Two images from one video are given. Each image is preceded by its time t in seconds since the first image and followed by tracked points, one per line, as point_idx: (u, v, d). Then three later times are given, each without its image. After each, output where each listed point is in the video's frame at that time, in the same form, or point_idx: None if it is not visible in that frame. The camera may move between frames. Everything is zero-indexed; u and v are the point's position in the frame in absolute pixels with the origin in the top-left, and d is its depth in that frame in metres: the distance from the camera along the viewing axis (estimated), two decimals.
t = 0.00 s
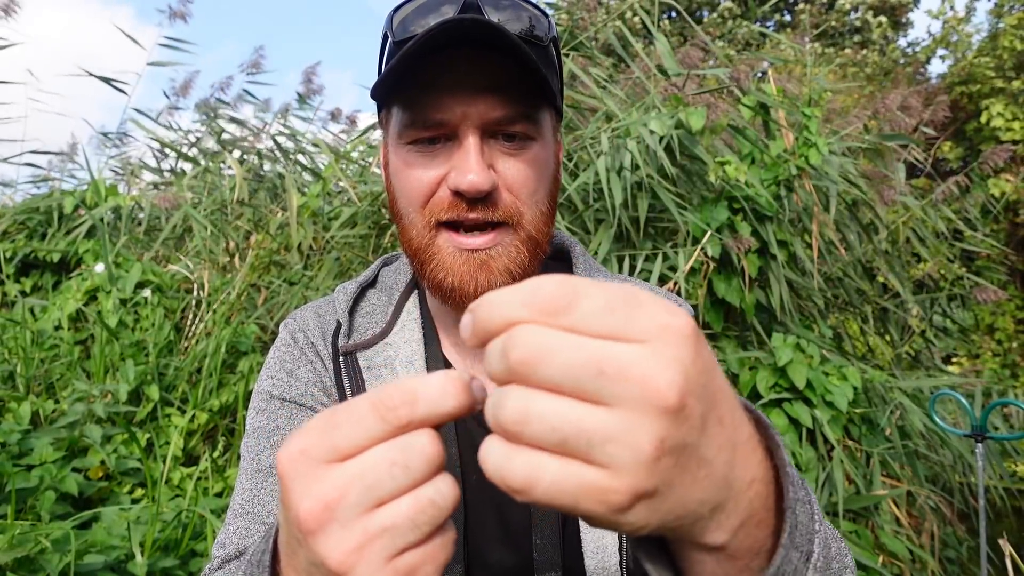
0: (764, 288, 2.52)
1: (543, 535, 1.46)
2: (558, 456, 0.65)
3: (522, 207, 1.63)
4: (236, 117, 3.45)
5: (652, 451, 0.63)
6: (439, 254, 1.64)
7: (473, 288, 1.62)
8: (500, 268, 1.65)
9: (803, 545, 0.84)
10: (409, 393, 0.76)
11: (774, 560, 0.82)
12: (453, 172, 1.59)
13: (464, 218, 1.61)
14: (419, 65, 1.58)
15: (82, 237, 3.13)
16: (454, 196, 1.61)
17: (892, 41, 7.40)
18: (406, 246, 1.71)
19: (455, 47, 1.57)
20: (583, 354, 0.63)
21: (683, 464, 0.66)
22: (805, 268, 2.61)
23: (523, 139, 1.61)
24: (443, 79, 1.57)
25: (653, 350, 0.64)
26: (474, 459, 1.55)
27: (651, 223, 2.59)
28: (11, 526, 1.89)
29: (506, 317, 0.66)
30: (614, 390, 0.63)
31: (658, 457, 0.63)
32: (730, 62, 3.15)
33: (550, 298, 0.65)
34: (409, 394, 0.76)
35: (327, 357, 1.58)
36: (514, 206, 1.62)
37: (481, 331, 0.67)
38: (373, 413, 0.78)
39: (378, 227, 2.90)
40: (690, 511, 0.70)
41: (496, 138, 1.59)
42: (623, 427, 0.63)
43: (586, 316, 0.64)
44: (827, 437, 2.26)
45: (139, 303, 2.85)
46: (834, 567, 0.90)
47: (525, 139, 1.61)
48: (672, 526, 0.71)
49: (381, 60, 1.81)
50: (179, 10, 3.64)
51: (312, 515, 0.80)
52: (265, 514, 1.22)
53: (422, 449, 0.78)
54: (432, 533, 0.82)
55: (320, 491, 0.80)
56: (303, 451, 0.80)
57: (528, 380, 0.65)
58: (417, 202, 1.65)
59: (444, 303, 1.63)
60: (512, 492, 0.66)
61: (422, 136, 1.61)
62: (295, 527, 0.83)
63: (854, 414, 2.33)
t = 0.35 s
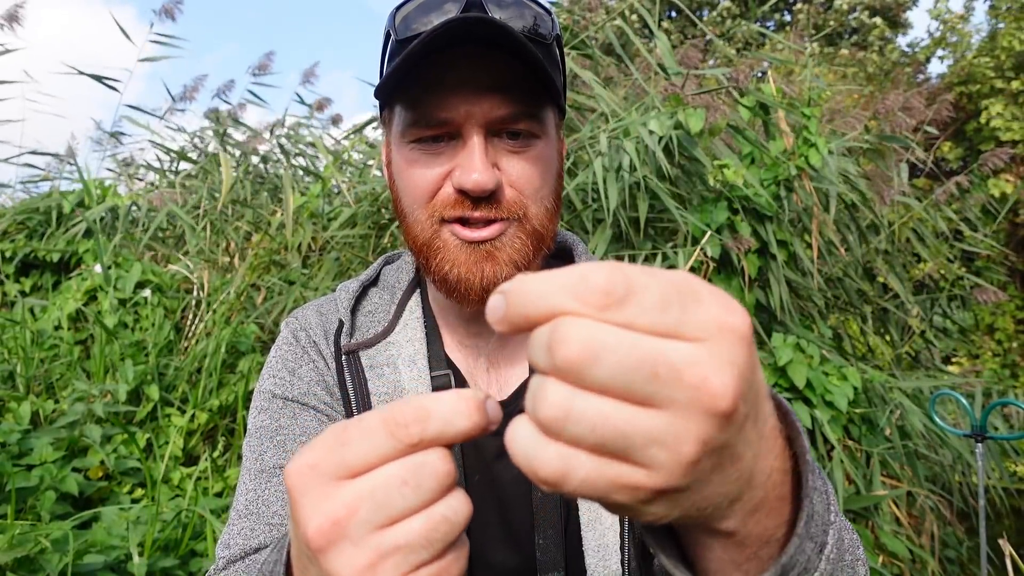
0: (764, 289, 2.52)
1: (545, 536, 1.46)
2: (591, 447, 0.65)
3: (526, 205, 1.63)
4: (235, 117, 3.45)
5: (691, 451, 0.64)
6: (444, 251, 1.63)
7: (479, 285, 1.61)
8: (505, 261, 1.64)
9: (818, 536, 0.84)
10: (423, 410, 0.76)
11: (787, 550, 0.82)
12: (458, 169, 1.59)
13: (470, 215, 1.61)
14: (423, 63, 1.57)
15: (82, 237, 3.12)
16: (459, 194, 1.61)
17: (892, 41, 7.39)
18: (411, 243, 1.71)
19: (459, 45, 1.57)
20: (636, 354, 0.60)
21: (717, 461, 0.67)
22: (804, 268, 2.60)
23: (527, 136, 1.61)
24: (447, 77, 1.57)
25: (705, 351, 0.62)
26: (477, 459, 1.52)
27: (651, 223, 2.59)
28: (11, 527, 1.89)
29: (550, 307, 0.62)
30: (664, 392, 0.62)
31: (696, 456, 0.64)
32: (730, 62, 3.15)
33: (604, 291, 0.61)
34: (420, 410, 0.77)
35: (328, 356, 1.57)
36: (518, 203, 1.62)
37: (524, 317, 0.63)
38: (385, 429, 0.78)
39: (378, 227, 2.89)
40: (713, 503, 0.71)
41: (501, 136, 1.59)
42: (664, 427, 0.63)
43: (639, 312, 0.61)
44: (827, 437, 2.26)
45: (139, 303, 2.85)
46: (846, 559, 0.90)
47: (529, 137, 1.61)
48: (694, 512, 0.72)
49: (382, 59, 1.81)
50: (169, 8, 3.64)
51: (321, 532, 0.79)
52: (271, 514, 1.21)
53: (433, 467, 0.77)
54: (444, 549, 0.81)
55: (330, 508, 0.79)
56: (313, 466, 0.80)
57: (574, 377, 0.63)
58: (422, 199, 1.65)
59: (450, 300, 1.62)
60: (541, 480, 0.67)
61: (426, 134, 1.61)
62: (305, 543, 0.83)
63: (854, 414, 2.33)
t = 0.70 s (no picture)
0: (764, 289, 2.52)
1: (547, 537, 1.46)
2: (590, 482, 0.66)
3: (525, 204, 1.63)
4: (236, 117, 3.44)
5: (687, 495, 0.64)
6: (444, 251, 1.63)
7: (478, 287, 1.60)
8: (505, 274, 1.64)
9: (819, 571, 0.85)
10: (425, 422, 0.75)
11: None
12: (457, 168, 1.59)
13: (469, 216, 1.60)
14: (421, 61, 1.57)
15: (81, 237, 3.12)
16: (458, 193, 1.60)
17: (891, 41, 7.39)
18: (410, 243, 1.70)
19: (457, 42, 1.56)
20: (635, 394, 0.61)
21: (714, 506, 0.67)
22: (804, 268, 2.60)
23: (526, 134, 1.61)
24: (445, 74, 1.57)
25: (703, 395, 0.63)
26: (477, 461, 1.53)
27: (651, 224, 2.59)
28: (11, 526, 1.89)
29: (555, 334, 0.63)
30: (663, 435, 0.62)
31: (693, 499, 0.64)
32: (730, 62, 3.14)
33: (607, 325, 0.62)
34: (422, 422, 0.75)
35: (329, 358, 1.57)
36: (518, 202, 1.63)
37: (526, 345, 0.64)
38: (389, 446, 0.76)
39: (377, 227, 2.88)
40: (717, 544, 0.71)
41: (500, 133, 1.60)
42: (661, 469, 0.64)
43: (639, 351, 0.62)
44: (827, 437, 2.26)
45: (139, 303, 2.85)
46: None
47: (528, 134, 1.62)
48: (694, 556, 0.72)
49: (381, 58, 1.81)
50: (191, 17, 3.63)
51: (330, 550, 0.78)
52: (273, 518, 1.21)
53: (437, 479, 0.76)
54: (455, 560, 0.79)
55: (337, 526, 0.78)
56: (318, 485, 0.78)
57: (576, 411, 0.63)
58: (422, 200, 1.65)
59: (448, 303, 1.61)
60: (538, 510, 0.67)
61: (425, 133, 1.60)
62: (313, 559, 0.81)
63: (854, 414, 2.32)
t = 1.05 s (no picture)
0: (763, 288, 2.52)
1: (543, 530, 1.43)
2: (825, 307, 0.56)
3: (518, 193, 1.63)
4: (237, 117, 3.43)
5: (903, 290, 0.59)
6: (440, 245, 1.63)
7: (475, 279, 1.59)
8: (496, 253, 1.62)
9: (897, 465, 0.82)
10: (459, 446, 0.80)
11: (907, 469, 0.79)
12: (447, 161, 1.59)
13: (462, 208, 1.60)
14: (407, 58, 1.59)
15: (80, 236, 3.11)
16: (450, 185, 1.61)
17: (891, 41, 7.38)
18: (405, 237, 1.70)
19: (442, 38, 1.58)
20: (855, 185, 0.55)
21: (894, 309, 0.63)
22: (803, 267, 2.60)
23: (514, 124, 1.62)
24: (431, 70, 1.58)
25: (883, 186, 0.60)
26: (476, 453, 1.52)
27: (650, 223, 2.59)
28: (10, 527, 1.89)
29: (758, 148, 0.53)
30: (881, 223, 0.57)
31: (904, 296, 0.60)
32: (731, 62, 3.15)
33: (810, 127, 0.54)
34: (456, 444, 0.80)
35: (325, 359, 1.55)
36: (511, 191, 1.62)
37: (729, 178, 0.53)
38: (429, 468, 0.81)
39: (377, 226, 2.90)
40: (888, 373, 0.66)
41: (488, 124, 1.60)
42: (886, 265, 0.58)
43: (831, 147, 0.56)
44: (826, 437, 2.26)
45: (139, 303, 2.85)
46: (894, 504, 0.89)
47: (516, 125, 1.62)
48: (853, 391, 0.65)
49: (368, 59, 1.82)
50: (218, 31, 3.64)
51: (369, 563, 0.80)
52: (274, 529, 1.22)
53: (469, 497, 0.80)
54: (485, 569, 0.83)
55: (377, 541, 0.80)
56: (361, 502, 0.82)
57: (811, 215, 0.54)
58: (414, 194, 1.66)
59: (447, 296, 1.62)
60: (777, 350, 0.55)
61: (414, 127, 1.62)
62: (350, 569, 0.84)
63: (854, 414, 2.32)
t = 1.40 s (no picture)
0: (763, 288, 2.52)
1: (541, 533, 1.43)
2: (538, 432, 0.76)
3: (503, 202, 1.60)
4: (236, 117, 3.42)
5: (600, 427, 0.72)
6: (427, 252, 1.61)
7: (461, 286, 1.59)
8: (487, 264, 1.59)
9: (785, 507, 0.86)
10: (395, 470, 0.90)
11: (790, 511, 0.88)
12: (431, 172, 1.58)
13: (447, 218, 1.58)
14: (389, 75, 1.58)
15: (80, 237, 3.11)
16: (435, 196, 1.59)
17: (891, 41, 7.38)
18: (397, 247, 1.70)
19: (422, 56, 1.57)
20: (545, 354, 0.72)
21: (639, 437, 0.73)
22: (803, 267, 2.59)
23: (498, 136, 1.61)
24: (415, 84, 1.57)
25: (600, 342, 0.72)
26: (471, 458, 1.51)
27: (649, 223, 2.58)
28: (9, 526, 1.89)
29: (487, 322, 0.76)
30: (567, 379, 0.72)
31: (608, 432, 0.72)
32: (731, 61, 3.15)
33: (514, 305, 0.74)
34: (390, 470, 0.90)
35: (321, 378, 1.56)
36: (496, 200, 1.59)
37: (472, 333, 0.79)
38: (370, 488, 0.91)
39: (376, 227, 2.87)
40: (665, 472, 0.77)
41: (471, 137, 1.59)
42: (577, 407, 0.72)
43: (546, 318, 0.73)
44: (826, 437, 2.25)
45: (139, 303, 2.86)
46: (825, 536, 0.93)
47: (499, 136, 1.61)
48: (636, 489, 0.79)
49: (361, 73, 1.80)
50: (221, 40, 3.65)
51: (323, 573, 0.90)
52: (270, 550, 1.25)
53: (405, 514, 0.90)
54: None
55: (329, 553, 0.90)
56: (315, 521, 0.93)
57: (500, 371, 0.76)
58: (402, 206, 1.64)
59: (437, 300, 1.62)
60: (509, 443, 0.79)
61: (400, 141, 1.62)
62: None
63: (854, 414, 2.31)
